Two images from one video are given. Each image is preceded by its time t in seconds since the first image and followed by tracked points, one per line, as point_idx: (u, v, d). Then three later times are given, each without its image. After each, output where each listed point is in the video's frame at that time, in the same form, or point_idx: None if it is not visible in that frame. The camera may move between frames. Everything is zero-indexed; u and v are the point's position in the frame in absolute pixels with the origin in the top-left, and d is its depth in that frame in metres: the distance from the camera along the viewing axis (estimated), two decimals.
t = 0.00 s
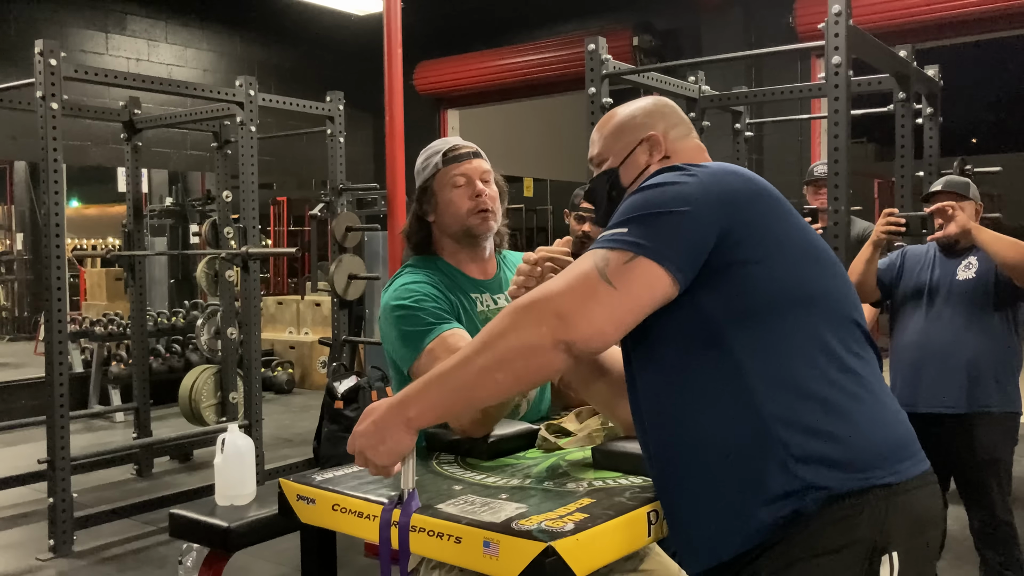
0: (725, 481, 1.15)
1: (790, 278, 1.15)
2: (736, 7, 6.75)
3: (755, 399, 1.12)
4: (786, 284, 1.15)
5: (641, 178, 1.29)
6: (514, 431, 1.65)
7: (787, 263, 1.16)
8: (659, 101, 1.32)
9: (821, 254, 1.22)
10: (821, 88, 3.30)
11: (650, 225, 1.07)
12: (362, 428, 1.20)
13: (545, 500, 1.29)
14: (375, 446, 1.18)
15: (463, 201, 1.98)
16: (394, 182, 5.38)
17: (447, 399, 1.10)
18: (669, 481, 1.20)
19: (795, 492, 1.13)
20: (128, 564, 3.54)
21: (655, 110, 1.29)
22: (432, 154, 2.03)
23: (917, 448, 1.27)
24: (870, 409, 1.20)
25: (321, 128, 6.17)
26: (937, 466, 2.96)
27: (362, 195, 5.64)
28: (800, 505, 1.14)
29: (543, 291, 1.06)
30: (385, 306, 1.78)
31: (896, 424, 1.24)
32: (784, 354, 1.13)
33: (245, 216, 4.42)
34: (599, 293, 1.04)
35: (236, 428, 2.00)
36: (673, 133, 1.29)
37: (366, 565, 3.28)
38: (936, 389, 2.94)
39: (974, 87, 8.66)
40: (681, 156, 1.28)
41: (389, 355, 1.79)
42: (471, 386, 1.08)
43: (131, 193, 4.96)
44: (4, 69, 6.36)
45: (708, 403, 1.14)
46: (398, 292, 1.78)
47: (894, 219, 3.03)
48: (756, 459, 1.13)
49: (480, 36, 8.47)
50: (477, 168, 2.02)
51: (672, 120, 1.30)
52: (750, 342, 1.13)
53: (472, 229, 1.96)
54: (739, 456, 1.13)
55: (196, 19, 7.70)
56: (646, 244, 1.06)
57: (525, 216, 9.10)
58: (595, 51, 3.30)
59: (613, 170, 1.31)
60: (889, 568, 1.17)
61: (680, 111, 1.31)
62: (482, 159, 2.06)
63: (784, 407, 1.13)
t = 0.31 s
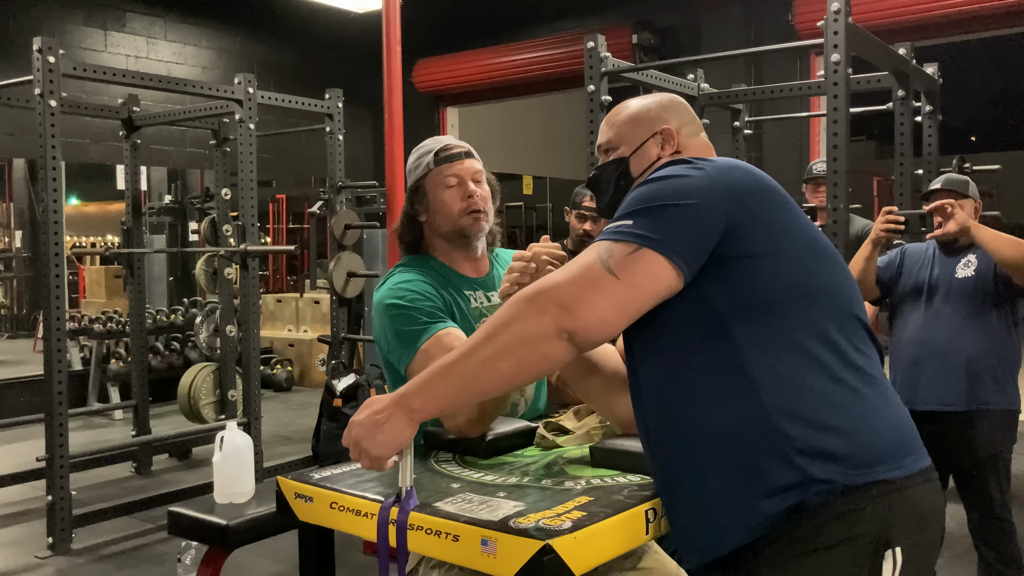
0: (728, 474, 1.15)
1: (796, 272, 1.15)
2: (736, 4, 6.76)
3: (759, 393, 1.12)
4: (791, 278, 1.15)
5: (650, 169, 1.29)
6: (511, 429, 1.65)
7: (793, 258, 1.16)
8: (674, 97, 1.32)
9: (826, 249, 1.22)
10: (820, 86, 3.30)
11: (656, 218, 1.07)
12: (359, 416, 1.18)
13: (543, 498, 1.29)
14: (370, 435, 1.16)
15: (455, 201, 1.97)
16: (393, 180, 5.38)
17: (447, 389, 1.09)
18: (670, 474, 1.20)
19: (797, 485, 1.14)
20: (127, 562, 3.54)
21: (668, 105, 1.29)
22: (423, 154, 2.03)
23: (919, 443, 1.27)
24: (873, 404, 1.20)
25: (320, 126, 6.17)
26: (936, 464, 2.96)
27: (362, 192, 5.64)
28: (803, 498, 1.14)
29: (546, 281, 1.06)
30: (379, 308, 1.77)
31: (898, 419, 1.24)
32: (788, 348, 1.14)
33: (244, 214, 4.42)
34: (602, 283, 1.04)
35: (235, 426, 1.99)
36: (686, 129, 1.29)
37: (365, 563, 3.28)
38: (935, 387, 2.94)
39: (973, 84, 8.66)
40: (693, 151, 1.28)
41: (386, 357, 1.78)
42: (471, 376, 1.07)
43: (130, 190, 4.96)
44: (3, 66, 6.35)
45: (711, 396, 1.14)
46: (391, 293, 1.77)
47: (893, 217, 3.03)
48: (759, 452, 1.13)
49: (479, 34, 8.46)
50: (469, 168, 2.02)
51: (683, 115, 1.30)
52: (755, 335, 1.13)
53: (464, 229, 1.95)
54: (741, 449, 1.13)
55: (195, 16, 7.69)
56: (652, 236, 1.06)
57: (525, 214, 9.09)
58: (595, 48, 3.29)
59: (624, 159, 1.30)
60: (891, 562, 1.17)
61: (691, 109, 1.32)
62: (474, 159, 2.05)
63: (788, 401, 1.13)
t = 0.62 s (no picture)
0: (727, 473, 1.15)
1: (794, 271, 1.15)
2: (734, 2, 6.77)
3: (758, 392, 1.12)
4: (790, 277, 1.15)
5: (650, 166, 1.28)
6: (508, 427, 1.65)
7: (791, 257, 1.16)
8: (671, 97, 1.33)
9: (824, 247, 1.22)
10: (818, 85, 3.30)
11: (655, 216, 1.07)
12: (355, 412, 1.18)
13: (538, 497, 1.29)
14: (366, 432, 1.15)
15: (446, 201, 1.97)
16: (390, 178, 5.37)
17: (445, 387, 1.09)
18: (668, 472, 1.20)
19: (796, 483, 1.14)
20: (124, 560, 3.53)
21: (666, 102, 1.30)
22: (414, 155, 2.03)
23: (917, 440, 1.27)
24: (871, 402, 1.20)
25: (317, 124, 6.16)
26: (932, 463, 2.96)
27: (359, 190, 5.63)
28: (802, 496, 1.14)
29: (545, 280, 1.06)
30: (371, 309, 1.76)
31: (896, 416, 1.24)
32: (787, 347, 1.14)
33: (241, 211, 4.42)
34: (601, 282, 1.04)
35: (231, 424, 1.99)
36: (683, 127, 1.29)
37: (361, 561, 3.28)
38: (932, 385, 2.95)
39: (971, 84, 8.67)
40: (691, 150, 1.28)
41: (378, 357, 1.77)
42: (470, 374, 1.07)
43: (127, 188, 4.95)
44: None
45: (710, 395, 1.14)
46: (385, 294, 1.76)
47: (891, 215, 3.05)
48: (757, 450, 1.13)
49: (477, 32, 8.45)
50: (460, 169, 2.02)
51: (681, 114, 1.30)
52: (754, 334, 1.13)
53: (454, 230, 1.95)
54: (740, 449, 1.13)
55: (192, 14, 7.67)
56: (651, 236, 1.06)
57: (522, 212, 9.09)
58: (592, 47, 3.29)
59: (623, 155, 1.30)
60: (890, 561, 1.17)
61: (687, 109, 1.32)
62: (465, 160, 2.06)
63: (787, 399, 1.13)
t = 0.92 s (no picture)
0: (719, 471, 1.15)
1: (785, 269, 1.15)
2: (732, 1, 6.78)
3: (749, 391, 1.12)
4: (781, 275, 1.15)
5: (640, 166, 1.28)
6: (506, 425, 1.65)
7: (781, 255, 1.16)
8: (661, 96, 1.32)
9: (814, 245, 1.22)
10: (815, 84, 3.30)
11: (647, 214, 1.07)
12: (348, 411, 1.18)
13: (535, 495, 1.29)
14: (360, 431, 1.15)
15: (435, 200, 1.97)
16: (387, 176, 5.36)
17: (439, 386, 1.09)
18: (660, 470, 1.20)
19: (788, 481, 1.14)
20: (120, 557, 3.53)
21: (655, 102, 1.29)
22: (403, 153, 2.02)
23: (908, 437, 1.28)
24: (861, 400, 1.20)
25: (315, 121, 6.15)
26: (928, 462, 2.97)
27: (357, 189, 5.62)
28: (795, 494, 1.14)
29: (537, 278, 1.06)
30: (364, 306, 1.74)
31: (886, 414, 1.24)
32: (778, 345, 1.14)
33: (238, 209, 4.41)
34: (594, 281, 1.04)
35: (228, 422, 1.99)
36: (673, 127, 1.29)
37: (358, 559, 3.27)
38: (927, 384, 2.95)
39: (969, 84, 8.68)
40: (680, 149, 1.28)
41: (369, 356, 1.76)
42: (463, 372, 1.07)
43: (124, 185, 4.94)
44: None
45: (702, 393, 1.14)
46: (378, 291, 1.75)
47: (888, 214, 3.06)
48: (750, 448, 1.13)
49: (476, 30, 8.43)
50: (450, 168, 2.01)
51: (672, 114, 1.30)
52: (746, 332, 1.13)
53: (443, 229, 1.94)
54: (732, 447, 1.13)
55: (190, 10, 7.65)
56: (642, 234, 1.06)
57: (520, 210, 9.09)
58: (590, 45, 3.28)
59: (613, 155, 1.30)
60: (881, 557, 1.18)
61: (676, 107, 1.32)
62: (455, 160, 2.05)
63: (778, 397, 1.13)
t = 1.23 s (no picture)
0: (713, 470, 1.15)
1: (778, 270, 1.16)
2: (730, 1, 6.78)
3: (743, 391, 1.12)
4: (774, 277, 1.15)
5: (632, 171, 1.28)
6: (503, 425, 1.66)
7: (774, 256, 1.16)
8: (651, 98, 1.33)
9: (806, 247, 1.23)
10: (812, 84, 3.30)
11: (642, 215, 1.07)
12: (346, 412, 1.18)
13: (533, 495, 1.29)
14: (357, 432, 1.16)
15: (432, 199, 1.97)
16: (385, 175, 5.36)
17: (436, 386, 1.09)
18: (655, 469, 1.20)
19: (782, 479, 1.14)
20: (118, 556, 3.53)
21: (646, 105, 1.30)
22: (400, 151, 2.00)
23: (899, 436, 1.29)
24: (853, 400, 1.21)
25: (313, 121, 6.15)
26: (925, 461, 2.97)
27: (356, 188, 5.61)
28: (787, 492, 1.15)
29: (534, 279, 1.06)
30: (360, 300, 1.74)
31: (878, 413, 1.25)
32: (772, 345, 1.14)
33: (236, 208, 4.40)
34: (589, 281, 1.04)
35: (225, 422, 1.99)
36: (664, 131, 1.29)
37: (355, 558, 3.28)
38: (924, 384, 2.95)
39: (966, 85, 8.70)
40: (672, 153, 1.28)
41: (363, 353, 1.76)
42: (461, 373, 1.08)
43: (121, 184, 4.93)
44: None
45: (697, 393, 1.14)
46: (375, 285, 1.74)
47: (886, 214, 3.06)
48: (744, 448, 1.13)
49: (474, 29, 8.43)
50: (447, 169, 2.02)
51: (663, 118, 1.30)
52: (740, 332, 1.13)
53: (438, 228, 1.94)
54: (726, 446, 1.13)
55: (187, 9, 7.64)
56: (638, 235, 1.06)
57: (518, 210, 9.09)
58: (588, 45, 3.28)
59: (605, 161, 1.30)
60: (873, 554, 1.19)
61: (666, 110, 1.32)
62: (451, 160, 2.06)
63: (772, 397, 1.13)
